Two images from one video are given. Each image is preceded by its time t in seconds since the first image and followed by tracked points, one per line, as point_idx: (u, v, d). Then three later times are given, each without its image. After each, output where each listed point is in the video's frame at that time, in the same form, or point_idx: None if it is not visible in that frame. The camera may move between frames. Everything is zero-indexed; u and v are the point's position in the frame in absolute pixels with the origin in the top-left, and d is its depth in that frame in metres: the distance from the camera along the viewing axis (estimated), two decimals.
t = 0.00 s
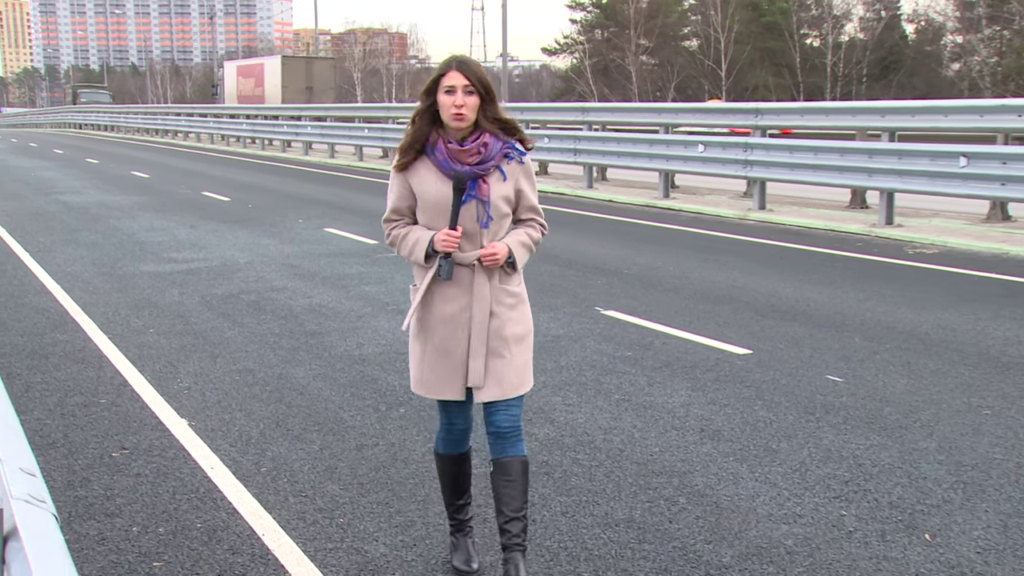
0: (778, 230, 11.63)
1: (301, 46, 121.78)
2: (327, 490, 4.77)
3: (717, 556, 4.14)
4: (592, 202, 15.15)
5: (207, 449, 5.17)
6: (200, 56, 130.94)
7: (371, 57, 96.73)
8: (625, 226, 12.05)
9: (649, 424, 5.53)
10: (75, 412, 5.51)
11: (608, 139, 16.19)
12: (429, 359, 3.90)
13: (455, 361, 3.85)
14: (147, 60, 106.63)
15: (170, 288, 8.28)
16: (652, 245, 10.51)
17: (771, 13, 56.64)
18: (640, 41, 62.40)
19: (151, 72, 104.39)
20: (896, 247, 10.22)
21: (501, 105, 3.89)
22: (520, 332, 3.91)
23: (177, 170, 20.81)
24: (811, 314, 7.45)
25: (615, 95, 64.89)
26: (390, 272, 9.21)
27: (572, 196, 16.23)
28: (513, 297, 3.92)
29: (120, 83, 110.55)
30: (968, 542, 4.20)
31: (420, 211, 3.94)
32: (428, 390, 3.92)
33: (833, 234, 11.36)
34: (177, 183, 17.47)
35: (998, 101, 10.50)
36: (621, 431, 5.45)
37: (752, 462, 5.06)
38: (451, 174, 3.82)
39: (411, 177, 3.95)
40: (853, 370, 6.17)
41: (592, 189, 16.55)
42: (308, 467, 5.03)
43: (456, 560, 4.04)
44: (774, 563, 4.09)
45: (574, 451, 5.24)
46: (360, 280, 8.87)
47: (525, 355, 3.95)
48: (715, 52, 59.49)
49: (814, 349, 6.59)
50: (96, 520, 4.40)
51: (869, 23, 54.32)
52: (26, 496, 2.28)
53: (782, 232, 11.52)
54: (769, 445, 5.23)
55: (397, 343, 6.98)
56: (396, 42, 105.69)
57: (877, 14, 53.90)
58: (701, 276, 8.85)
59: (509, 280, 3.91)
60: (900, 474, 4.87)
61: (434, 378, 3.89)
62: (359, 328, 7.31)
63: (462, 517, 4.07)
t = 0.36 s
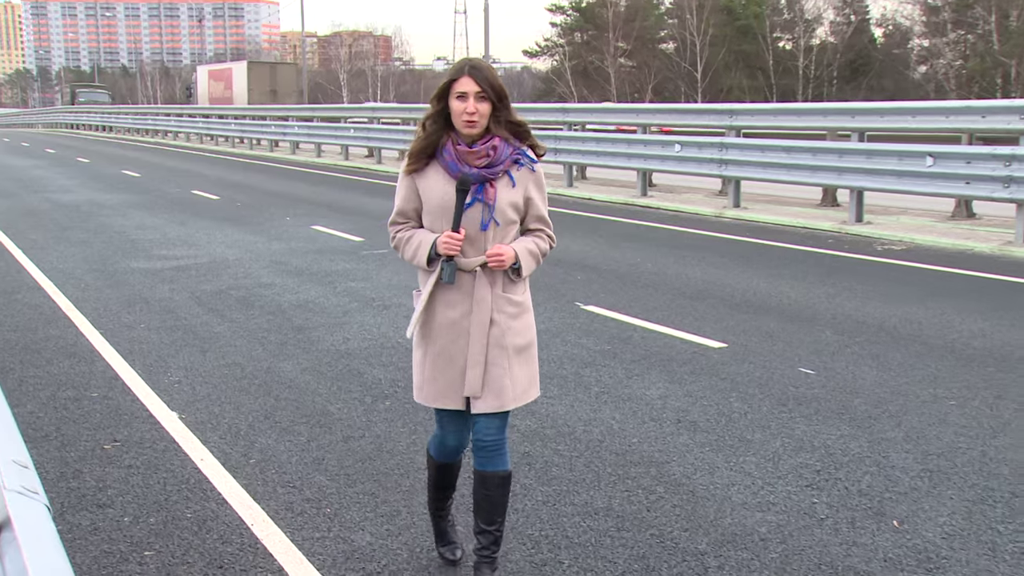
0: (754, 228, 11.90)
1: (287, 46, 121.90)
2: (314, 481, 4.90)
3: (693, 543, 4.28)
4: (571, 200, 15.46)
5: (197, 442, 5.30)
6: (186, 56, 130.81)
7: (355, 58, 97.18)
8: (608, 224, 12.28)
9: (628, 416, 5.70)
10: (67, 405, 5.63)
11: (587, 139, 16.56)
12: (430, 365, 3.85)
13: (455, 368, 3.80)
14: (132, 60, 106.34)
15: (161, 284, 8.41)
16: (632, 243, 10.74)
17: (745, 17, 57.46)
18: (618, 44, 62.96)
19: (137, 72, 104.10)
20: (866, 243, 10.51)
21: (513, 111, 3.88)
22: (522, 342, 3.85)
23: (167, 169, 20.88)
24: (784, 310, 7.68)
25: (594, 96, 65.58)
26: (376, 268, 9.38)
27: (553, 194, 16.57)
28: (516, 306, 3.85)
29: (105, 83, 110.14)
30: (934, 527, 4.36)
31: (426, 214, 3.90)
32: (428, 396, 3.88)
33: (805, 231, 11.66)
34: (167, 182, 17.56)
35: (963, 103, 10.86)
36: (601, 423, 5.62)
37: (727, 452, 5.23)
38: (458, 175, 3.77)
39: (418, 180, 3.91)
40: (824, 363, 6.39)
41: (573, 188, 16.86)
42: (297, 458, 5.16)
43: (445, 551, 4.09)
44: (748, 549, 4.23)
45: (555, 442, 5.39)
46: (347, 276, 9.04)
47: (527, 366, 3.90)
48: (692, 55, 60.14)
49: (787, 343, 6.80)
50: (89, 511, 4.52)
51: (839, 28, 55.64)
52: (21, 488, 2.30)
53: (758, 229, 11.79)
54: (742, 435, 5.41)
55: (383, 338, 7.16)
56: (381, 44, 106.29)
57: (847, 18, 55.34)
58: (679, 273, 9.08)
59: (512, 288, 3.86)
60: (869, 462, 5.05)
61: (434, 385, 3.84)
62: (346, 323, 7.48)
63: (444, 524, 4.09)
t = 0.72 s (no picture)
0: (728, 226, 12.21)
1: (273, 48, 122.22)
2: (305, 472, 5.08)
3: (670, 530, 4.47)
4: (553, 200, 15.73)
5: (191, 435, 5.47)
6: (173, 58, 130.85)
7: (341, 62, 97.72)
8: (592, 223, 12.52)
9: (608, 408, 5.91)
10: (64, 399, 5.80)
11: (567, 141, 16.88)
12: (434, 366, 3.74)
13: (463, 369, 3.71)
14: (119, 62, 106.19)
15: (155, 282, 8.57)
16: (614, 241, 10.98)
17: (720, 23, 58.27)
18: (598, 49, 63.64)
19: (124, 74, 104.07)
20: (837, 241, 10.78)
21: (514, 109, 3.81)
22: (528, 343, 3.86)
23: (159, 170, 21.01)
24: (759, 305, 7.93)
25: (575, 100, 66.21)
26: (364, 266, 9.58)
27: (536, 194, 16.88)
28: (524, 307, 3.85)
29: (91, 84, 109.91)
30: (901, 514, 4.57)
31: (431, 215, 3.80)
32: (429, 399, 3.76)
33: (777, 229, 11.94)
34: (161, 182, 17.72)
35: (927, 106, 11.23)
36: (581, 415, 5.83)
37: (703, 442, 5.43)
38: (466, 176, 3.68)
39: (422, 182, 3.81)
40: (796, 356, 6.63)
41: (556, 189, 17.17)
42: (289, 449, 5.34)
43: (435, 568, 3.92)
44: (724, 536, 4.42)
45: (536, 435, 5.59)
46: (336, 273, 9.23)
47: (529, 368, 3.92)
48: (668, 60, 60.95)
49: (761, 338, 7.05)
50: (85, 502, 4.68)
51: (811, 34, 57.34)
52: (14, 480, 2.34)
53: (733, 228, 12.08)
54: (717, 425, 5.64)
55: (371, 333, 7.37)
56: (368, 48, 107.05)
57: (817, 26, 57.07)
58: (660, 270, 9.32)
59: (519, 288, 3.86)
60: (839, 452, 5.26)
61: (438, 386, 3.73)
62: (335, 319, 7.68)
63: (441, 534, 3.89)
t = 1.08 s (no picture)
0: (703, 225, 12.46)
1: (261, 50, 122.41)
2: (297, 463, 5.25)
3: (650, 518, 4.63)
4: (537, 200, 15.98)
5: (187, 427, 5.65)
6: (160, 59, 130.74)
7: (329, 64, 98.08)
8: (579, 221, 12.75)
9: (590, 400, 6.12)
10: (63, 393, 5.96)
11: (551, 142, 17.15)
12: (449, 375, 3.74)
13: (478, 379, 3.73)
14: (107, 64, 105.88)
15: (151, 279, 8.73)
16: (600, 239, 11.21)
17: (697, 28, 59.07)
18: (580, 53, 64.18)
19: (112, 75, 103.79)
20: (810, 239, 11.04)
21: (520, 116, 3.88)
22: (535, 350, 3.96)
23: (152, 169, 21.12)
24: (736, 301, 8.16)
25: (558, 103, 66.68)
26: (354, 263, 9.77)
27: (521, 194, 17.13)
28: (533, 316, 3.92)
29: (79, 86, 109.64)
30: (871, 501, 4.74)
31: (442, 223, 3.78)
32: (444, 407, 3.75)
33: (752, 228, 12.18)
34: (155, 182, 17.86)
35: (895, 109, 11.57)
36: (564, 407, 6.05)
37: (682, 433, 5.63)
38: (481, 184, 3.70)
39: (433, 190, 3.78)
40: (772, 350, 6.87)
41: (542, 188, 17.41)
42: (281, 441, 5.52)
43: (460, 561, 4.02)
44: (702, 522, 4.58)
45: (520, 426, 5.80)
46: (327, 270, 9.42)
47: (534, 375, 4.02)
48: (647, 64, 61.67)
49: (738, 332, 7.29)
50: (84, 492, 4.83)
51: (784, 39, 57.58)
52: (14, 471, 2.41)
53: (707, 226, 12.34)
54: (695, 416, 5.86)
55: (361, 328, 7.57)
56: (356, 51, 107.64)
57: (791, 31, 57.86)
58: (643, 267, 9.56)
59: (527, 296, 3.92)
60: (812, 442, 5.45)
61: (453, 396, 3.73)
62: (326, 314, 7.86)
63: (514, 559, 3.66)
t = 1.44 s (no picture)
0: (681, 222, 12.71)
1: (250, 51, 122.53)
2: (289, 453, 5.44)
3: (631, 505, 4.82)
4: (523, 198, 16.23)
5: (182, 418, 5.83)
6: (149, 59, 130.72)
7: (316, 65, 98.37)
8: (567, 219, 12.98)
9: (573, 391, 6.34)
10: (63, 385, 6.15)
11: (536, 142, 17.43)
12: (477, 378, 3.73)
13: (506, 381, 3.75)
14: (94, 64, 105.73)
15: (147, 275, 8.91)
16: (586, 235, 11.43)
17: (676, 33, 59.65)
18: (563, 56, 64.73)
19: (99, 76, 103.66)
20: (786, 236, 11.30)
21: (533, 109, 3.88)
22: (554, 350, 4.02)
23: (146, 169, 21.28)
24: (714, 295, 8.40)
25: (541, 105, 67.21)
26: (345, 259, 9.96)
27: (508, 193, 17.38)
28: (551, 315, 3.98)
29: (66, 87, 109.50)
30: (843, 487, 4.95)
31: (463, 224, 3.77)
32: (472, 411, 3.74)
33: (730, 225, 12.40)
34: (149, 181, 18.04)
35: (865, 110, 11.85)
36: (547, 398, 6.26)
37: (661, 423, 5.85)
38: (503, 182, 3.68)
39: (453, 191, 3.75)
40: (749, 342, 7.11)
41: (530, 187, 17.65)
42: (274, 431, 5.71)
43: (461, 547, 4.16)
44: (680, 509, 4.77)
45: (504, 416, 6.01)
46: (319, 266, 9.61)
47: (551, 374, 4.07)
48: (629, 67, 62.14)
49: (716, 325, 7.52)
50: (82, 481, 5.00)
51: (760, 43, 58.52)
52: (14, 463, 2.47)
53: (685, 223, 12.60)
54: (675, 406, 6.07)
55: (352, 322, 7.77)
56: (344, 53, 107.93)
57: (766, 35, 58.40)
58: (628, 262, 9.79)
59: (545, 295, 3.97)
60: (787, 431, 5.67)
61: (481, 400, 3.72)
62: (318, 309, 8.06)
63: (519, 558, 3.83)
